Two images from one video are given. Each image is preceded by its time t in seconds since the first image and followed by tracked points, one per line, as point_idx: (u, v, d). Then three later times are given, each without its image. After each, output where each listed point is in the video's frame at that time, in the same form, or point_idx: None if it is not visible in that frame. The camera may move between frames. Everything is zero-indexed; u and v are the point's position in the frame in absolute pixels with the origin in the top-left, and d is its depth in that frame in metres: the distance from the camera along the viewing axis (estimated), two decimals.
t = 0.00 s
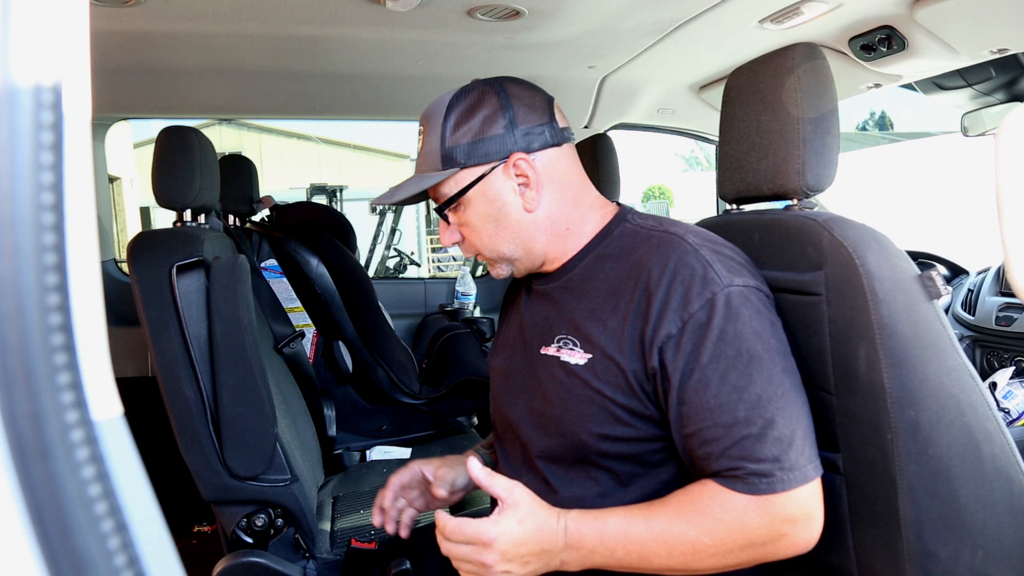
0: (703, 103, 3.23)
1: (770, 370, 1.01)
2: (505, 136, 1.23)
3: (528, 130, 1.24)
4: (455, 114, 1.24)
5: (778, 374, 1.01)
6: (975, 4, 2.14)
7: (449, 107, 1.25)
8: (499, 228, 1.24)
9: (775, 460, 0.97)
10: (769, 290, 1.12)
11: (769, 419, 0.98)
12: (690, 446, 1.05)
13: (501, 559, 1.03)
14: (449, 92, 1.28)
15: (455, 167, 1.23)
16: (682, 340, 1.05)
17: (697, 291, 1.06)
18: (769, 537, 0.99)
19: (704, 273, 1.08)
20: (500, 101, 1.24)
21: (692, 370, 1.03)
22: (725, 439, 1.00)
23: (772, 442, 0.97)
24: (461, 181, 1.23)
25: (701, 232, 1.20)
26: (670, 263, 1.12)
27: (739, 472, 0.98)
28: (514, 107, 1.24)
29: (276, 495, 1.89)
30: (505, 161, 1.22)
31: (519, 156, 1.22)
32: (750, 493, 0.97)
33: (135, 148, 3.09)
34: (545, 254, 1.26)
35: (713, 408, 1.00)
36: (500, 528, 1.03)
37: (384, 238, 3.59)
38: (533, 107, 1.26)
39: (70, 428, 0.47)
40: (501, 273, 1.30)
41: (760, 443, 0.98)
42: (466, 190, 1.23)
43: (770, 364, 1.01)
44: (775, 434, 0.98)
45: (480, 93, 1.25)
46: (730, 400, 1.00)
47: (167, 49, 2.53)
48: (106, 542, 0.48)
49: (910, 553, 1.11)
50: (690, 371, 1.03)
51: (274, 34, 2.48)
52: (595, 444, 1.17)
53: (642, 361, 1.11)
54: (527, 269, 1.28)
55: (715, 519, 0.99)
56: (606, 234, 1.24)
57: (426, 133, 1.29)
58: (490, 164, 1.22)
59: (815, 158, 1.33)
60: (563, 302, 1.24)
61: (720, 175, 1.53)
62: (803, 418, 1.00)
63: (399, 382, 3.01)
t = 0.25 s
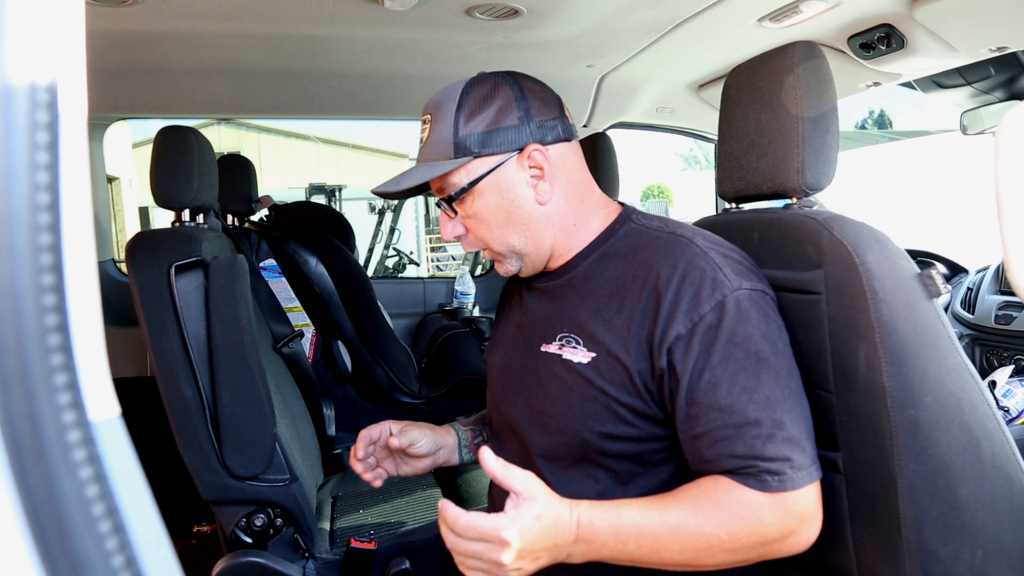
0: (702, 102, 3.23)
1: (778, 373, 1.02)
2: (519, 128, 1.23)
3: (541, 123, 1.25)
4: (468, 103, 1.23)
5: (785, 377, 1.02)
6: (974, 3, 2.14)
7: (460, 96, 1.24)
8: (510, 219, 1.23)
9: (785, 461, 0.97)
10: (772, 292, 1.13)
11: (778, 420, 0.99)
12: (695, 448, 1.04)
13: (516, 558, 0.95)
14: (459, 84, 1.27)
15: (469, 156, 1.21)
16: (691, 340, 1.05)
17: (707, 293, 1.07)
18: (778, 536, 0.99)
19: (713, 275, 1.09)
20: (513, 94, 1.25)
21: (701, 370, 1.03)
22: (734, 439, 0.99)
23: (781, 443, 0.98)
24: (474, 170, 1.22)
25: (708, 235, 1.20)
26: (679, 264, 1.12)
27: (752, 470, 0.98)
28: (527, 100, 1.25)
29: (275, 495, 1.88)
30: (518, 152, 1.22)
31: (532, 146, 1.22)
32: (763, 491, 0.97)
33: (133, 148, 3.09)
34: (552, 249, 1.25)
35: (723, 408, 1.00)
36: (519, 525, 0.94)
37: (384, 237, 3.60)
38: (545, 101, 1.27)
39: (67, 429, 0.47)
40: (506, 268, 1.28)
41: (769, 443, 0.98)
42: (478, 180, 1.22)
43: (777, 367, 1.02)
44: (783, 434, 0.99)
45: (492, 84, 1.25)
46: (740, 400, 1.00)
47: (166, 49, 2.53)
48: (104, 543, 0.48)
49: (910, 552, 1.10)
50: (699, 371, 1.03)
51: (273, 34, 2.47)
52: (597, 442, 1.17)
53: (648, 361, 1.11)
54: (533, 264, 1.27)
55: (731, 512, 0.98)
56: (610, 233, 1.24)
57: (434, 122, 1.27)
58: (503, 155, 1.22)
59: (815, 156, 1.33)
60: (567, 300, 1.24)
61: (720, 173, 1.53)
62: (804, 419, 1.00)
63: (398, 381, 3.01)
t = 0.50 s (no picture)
0: (702, 101, 3.23)
1: (777, 375, 1.02)
2: (502, 136, 1.22)
3: (527, 131, 1.22)
4: (459, 109, 1.25)
5: (785, 379, 1.03)
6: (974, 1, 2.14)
7: (454, 101, 1.26)
8: (495, 223, 1.25)
9: (784, 462, 0.98)
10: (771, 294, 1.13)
11: (777, 422, 0.99)
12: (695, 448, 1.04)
13: (511, 552, 1.02)
14: (457, 84, 1.29)
15: (453, 164, 1.25)
16: (691, 342, 1.05)
17: (707, 294, 1.07)
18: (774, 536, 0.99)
19: (713, 277, 1.09)
20: (502, 99, 1.23)
21: (701, 372, 1.03)
22: (734, 440, 0.99)
23: (781, 445, 0.98)
24: (459, 177, 1.25)
25: (708, 237, 1.20)
26: (679, 266, 1.12)
27: (750, 471, 0.98)
28: (514, 106, 1.22)
29: (276, 495, 1.88)
30: (499, 162, 1.22)
31: (513, 159, 1.21)
32: (760, 492, 0.97)
33: (133, 148, 3.09)
34: (538, 255, 1.26)
35: (722, 410, 1.01)
36: (516, 526, 1.00)
37: (383, 237, 3.62)
38: (536, 106, 1.24)
39: (68, 430, 0.47)
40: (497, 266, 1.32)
41: (767, 446, 0.98)
42: (462, 187, 1.25)
43: (776, 369, 1.02)
44: (782, 436, 0.99)
45: (484, 89, 1.24)
46: (740, 402, 1.00)
47: (166, 49, 2.53)
48: (105, 545, 0.48)
49: (910, 551, 1.10)
50: (699, 373, 1.03)
51: (273, 34, 2.47)
52: (596, 443, 1.17)
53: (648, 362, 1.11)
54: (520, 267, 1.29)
55: (727, 513, 0.99)
56: (610, 234, 1.24)
57: (433, 124, 1.31)
58: (485, 164, 1.23)
59: (815, 156, 1.33)
60: (566, 301, 1.24)
61: (720, 172, 1.53)
62: (804, 421, 1.01)
63: (398, 381, 3.01)
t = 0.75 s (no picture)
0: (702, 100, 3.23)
1: (765, 374, 1.02)
2: (493, 136, 1.23)
3: (518, 132, 1.23)
4: (459, 108, 1.27)
5: (774, 377, 1.02)
6: None
7: (455, 101, 1.28)
8: (488, 220, 1.27)
9: (770, 461, 0.97)
10: (765, 293, 1.13)
11: (764, 421, 0.99)
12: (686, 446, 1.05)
13: (501, 546, 1.08)
14: (461, 84, 1.31)
15: (450, 163, 1.28)
16: (679, 342, 1.05)
17: (696, 294, 1.07)
18: (759, 535, 0.99)
19: (703, 276, 1.09)
20: (498, 100, 1.24)
21: (689, 371, 1.03)
22: (720, 439, 1.00)
23: (767, 444, 0.98)
24: (456, 176, 1.28)
25: (701, 236, 1.20)
26: (670, 265, 1.12)
27: (733, 471, 0.99)
28: (507, 107, 1.23)
29: (276, 494, 1.89)
30: (490, 162, 1.24)
31: (503, 159, 1.22)
32: (744, 491, 0.98)
33: (133, 149, 3.10)
34: (531, 253, 1.27)
35: (709, 409, 1.01)
36: (502, 523, 1.06)
37: (383, 237, 3.61)
38: (529, 107, 1.24)
39: (69, 428, 0.47)
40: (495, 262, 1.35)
41: (753, 445, 0.98)
42: (459, 185, 1.28)
43: (764, 367, 1.02)
44: (769, 435, 0.98)
45: (482, 89, 1.26)
46: (726, 402, 1.00)
47: (165, 50, 2.53)
48: (106, 542, 0.48)
49: (911, 549, 1.10)
50: (687, 372, 1.03)
51: (273, 34, 2.47)
52: (591, 441, 1.17)
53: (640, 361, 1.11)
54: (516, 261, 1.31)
55: (711, 514, 1.00)
56: (606, 234, 1.24)
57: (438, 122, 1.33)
58: (478, 164, 1.25)
59: (814, 155, 1.33)
60: (562, 301, 1.25)
61: (720, 172, 1.54)
62: (794, 420, 1.00)
63: (398, 381, 3.01)
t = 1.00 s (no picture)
0: (702, 100, 3.23)
1: (765, 370, 1.02)
2: (548, 108, 1.24)
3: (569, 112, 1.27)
4: (504, 78, 1.26)
5: (773, 374, 1.03)
6: None
7: (498, 72, 1.27)
8: (523, 188, 1.23)
9: (771, 455, 0.98)
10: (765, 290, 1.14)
11: (764, 416, 1.00)
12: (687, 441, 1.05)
13: (501, 536, 1.05)
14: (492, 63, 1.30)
15: (494, 125, 1.22)
16: (681, 337, 1.05)
17: (698, 290, 1.07)
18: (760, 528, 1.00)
19: (704, 272, 1.09)
20: (546, 81, 1.27)
21: (690, 367, 1.04)
22: (721, 433, 1.00)
23: (767, 438, 0.99)
24: (495, 139, 1.23)
25: (704, 236, 1.20)
26: (672, 263, 1.12)
27: (734, 463, 0.99)
28: (558, 88, 1.27)
29: (277, 494, 1.89)
30: (544, 130, 1.23)
31: (559, 129, 1.24)
32: (745, 484, 0.98)
33: (133, 149, 3.11)
34: (557, 231, 1.26)
35: (711, 404, 1.01)
36: (502, 511, 1.03)
37: (384, 237, 3.63)
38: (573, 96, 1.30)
39: (74, 426, 0.47)
40: (501, 244, 1.28)
41: (753, 439, 0.99)
42: (500, 148, 1.23)
43: (765, 364, 1.03)
44: (769, 429, 0.99)
45: (528, 69, 1.29)
46: (727, 397, 1.01)
47: (166, 50, 2.53)
48: (111, 539, 0.48)
49: (910, 547, 1.11)
50: (688, 368, 1.04)
51: (274, 34, 2.48)
52: (595, 438, 1.17)
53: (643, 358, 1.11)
54: (529, 244, 1.27)
55: (714, 504, 1.00)
56: (608, 233, 1.25)
57: (466, 91, 1.28)
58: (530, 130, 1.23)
59: (814, 154, 1.33)
60: (566, 299, 1.26)
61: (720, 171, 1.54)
62: (794, 415, 1.01)
63: (399, 380, 3.02)
